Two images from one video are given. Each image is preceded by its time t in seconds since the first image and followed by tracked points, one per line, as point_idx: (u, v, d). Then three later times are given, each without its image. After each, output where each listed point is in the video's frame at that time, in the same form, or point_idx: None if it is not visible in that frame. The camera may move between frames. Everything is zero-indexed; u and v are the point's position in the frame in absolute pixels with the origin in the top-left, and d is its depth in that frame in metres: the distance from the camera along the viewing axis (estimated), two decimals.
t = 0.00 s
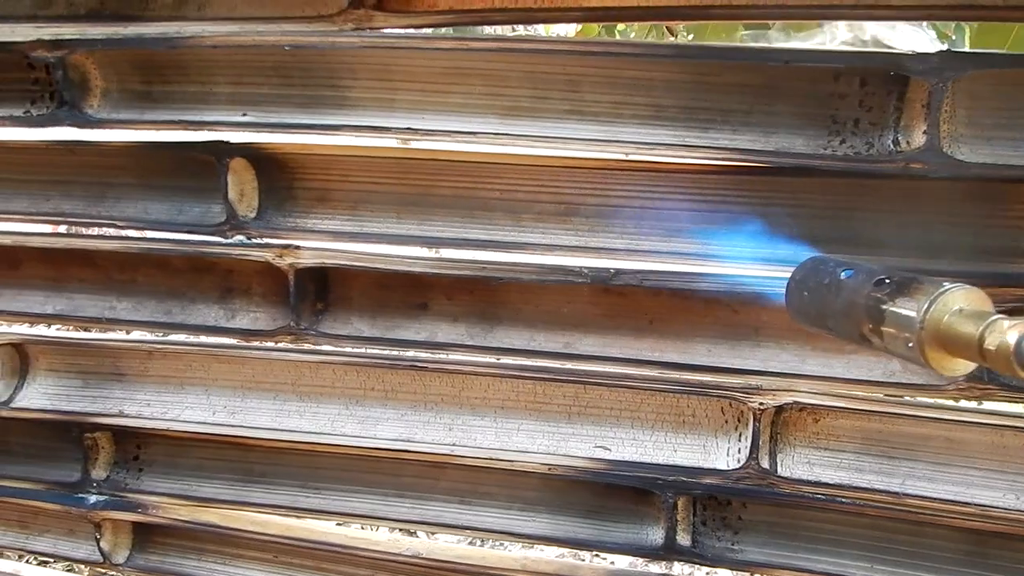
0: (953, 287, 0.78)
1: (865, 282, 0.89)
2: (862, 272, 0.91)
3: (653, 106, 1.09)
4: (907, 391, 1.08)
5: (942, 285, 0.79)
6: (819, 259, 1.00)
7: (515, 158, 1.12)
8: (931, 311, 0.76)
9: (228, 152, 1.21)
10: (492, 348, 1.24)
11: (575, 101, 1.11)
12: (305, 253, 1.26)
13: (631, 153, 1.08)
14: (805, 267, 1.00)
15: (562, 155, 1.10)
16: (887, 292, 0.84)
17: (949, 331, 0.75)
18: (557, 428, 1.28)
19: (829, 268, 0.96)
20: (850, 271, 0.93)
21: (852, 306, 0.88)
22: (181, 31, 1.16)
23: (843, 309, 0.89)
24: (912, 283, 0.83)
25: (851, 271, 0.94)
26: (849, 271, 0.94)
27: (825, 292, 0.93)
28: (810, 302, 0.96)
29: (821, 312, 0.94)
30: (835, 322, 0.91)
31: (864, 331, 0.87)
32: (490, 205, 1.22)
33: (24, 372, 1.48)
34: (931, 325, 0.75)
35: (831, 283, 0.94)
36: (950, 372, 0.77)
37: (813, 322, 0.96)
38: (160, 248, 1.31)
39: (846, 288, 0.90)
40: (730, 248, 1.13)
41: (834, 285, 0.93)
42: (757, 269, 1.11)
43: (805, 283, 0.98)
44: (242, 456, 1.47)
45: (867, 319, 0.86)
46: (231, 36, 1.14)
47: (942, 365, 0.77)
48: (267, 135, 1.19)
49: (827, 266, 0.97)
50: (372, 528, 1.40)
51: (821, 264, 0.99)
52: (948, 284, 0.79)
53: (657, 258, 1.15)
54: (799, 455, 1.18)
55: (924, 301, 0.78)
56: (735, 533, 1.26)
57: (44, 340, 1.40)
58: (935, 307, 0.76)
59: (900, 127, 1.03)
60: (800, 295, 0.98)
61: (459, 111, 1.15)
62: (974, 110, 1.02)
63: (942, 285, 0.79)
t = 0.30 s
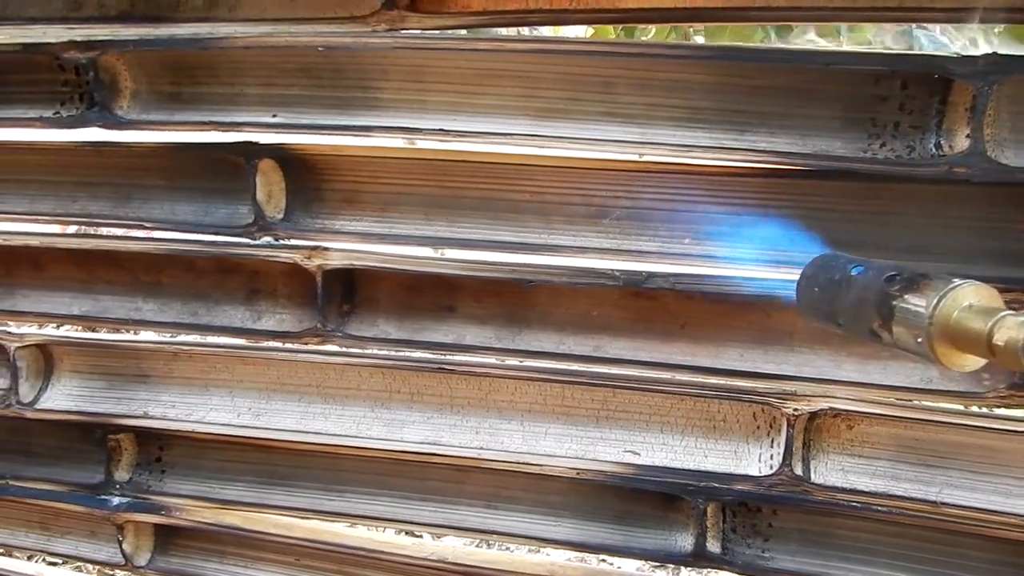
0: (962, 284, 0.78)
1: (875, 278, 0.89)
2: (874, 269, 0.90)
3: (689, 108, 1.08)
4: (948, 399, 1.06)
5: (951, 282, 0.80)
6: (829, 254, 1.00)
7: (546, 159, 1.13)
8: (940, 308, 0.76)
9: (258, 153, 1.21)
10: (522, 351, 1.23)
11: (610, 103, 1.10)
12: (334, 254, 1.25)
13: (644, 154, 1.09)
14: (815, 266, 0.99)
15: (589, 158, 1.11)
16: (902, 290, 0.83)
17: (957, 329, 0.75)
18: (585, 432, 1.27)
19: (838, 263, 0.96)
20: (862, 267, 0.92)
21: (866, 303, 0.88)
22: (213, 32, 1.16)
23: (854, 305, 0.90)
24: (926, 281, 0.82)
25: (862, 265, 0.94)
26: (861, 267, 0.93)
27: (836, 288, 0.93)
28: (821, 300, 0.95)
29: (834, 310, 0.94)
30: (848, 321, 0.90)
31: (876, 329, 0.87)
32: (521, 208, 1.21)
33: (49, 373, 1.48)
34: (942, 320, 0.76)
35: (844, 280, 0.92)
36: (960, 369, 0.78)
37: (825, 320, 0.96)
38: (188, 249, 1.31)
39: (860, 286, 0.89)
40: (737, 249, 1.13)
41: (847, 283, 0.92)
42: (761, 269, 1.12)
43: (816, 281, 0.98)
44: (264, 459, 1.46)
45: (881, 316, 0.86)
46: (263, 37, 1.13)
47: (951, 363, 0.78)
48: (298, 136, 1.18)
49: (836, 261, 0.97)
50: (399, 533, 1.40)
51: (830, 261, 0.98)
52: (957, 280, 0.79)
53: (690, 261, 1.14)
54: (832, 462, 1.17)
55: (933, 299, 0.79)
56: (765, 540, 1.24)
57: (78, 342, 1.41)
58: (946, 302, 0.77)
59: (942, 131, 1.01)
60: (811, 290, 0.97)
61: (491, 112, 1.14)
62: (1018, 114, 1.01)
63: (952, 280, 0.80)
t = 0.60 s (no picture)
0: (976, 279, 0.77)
1: (889, 273, 0.87)
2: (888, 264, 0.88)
3: (737, 104, 1.05)
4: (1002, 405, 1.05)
5: (965, 277, 0.78)
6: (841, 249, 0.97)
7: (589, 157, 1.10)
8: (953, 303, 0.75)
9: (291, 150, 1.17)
10: (568, 354, 1.20)
11: (656, 100, 1.07)
12: (368, 253, 1.22)
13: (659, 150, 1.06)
14: (825, 259, 0.96)
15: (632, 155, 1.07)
16: (918, 285, 0.81)
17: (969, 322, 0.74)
18: (623, 436, 1.24)
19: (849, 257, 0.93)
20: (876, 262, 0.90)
21: (880, 299, 0.85)
22: (248, 27, 1.13)
23: (866, 300, 0.87)
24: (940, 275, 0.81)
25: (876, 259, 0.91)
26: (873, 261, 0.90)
27: (847, 284, 0.91)
28: (831, 294, 0.93)
29: (845, 305, 0.91)
30: (861, 317, 0.88)
31: (890, 324, 0.85)
32: (560, 206, 1.19)
33: (74, 373, 1.46)
34: (955, 315, 0.75)
35: (857, 274, 0.90)
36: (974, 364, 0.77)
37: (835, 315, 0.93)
38: (217, 248, 1.28)
39: (874, 280, 0.87)
40: (747, 248, 1.12)
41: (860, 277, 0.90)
42: (770, 267, 1.10)
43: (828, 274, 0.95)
44: (290, 461, 1.43)
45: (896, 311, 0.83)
46: (302, 30, 1.10)
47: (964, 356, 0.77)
48: (335, 133, 1.15)
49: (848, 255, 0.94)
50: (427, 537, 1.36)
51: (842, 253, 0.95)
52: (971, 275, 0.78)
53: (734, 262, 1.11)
54: (880, 469, 1.14)
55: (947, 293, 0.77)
56: (808, 548, 1.21)
57: (98, 342, 1.38)
58: (959, 297, 0.76)
59: (1005, 130, 0.98)
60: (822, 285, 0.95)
61: (530, 109, 1.11)
62: None
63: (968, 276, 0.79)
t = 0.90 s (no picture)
0: (976, 274, 0.77)
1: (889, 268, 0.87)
2: (886, 258, 0.88)
3: (813, 96, 1.03)
4: None
5: (963, 270, 0.78)
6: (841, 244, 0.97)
7: (653, 150, 1.07)
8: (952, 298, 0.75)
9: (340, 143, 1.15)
10: (628, 353, 1.17)
11: (724, 91, 1.05)
12: (421, 249, 1.19)
13: (681, 140, 1.06)
14: (825, 254, 0.97)
15: (704, 148, 1.06)
16: (915, 280, 0.81)
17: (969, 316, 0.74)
18: (680, 438, 1.21)
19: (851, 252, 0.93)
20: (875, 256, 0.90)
21: (879, 295, 0.86)
22: (304, 16, 1.10)
23: (867, 295, 0.87)
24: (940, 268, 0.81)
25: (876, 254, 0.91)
26: (872, 256, 0.90)
27: (849, 279, 0.91)
28: (833, 290, 0.93)
29: (846, 300, 0.91)
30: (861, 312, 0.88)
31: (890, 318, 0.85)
32: (618, 201, 1.16)
33: (114, 370, 1.43)
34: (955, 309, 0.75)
35: (856, 270, 0.90)
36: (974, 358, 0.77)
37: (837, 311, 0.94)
38: (266, 244, 1.25)
39: (873, 276, 0.87)
40: (750, 240, 1.11)
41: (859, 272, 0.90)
42: (775, 260, 1.09)
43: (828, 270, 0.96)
44: (334, 460, 1.40)
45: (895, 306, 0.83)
46: (357, 20, 1.08)
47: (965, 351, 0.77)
48: (390, 126, 1.13)
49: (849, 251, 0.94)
50: (477, 539, 1.33)
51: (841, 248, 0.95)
52: (970, 269, 0.78)
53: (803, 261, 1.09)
54: (951, 475, 1.10)
55: (943, 287, 0.77)
56: (871, 555, 1.18)
57: (139, 339, 1.35)
58: (959, 291, 0.76)
59: None
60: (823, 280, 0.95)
61: (599, 101, 1.10)
62: None
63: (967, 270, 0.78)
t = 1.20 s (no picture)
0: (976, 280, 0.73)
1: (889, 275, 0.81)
2: (889, 265, 0.83)
3: (894, 89, 1.00)
4: None
5: (966, 278, 0.74)
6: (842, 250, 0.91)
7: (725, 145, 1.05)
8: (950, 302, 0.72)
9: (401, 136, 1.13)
10: (688, 353, 1.14)
11: (801, 83, 1.02)
12: (479, 245, 1.16)
13: (713, 131, 1.04)
14: (825, 259, 0.90)
15: (782, 142, 1.02)
16: (919, 286, 0.76)
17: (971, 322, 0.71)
18: (745, 441, 1.17)
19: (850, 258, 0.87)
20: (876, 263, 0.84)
21: (879, 301, 0.80)
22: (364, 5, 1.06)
23: (866, 303, 0.82)
24: (945, 275, 0.76)
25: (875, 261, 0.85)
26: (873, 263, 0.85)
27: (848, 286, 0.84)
28: (831, 296, 0.87)
29: (845, 308, 0.85)
30: (860, 321, 0.82)
31: (890, 327, 0.79)
32: (684, 197, 1.12)
33: (158, 368, 1.41)
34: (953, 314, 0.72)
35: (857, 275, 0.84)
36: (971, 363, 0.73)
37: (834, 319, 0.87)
38: (318, 239, 1.22)
39: (875, 282, 0.81)
40: (766, 233, 1.09)
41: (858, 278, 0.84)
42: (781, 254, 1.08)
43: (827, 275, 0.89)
44: (381, 460, 1.37)
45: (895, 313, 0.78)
46: (420, 10, 1.04)
47: (964, 357, 0.73)
48: (450, 118, 1.10)
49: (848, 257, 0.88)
50: (530, 542, 1.29)
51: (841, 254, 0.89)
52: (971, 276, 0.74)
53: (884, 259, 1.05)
54: None
55: (947, 294, 0.73)
56: (944, 564, 1.14)
57: (186, 336, 1.33)
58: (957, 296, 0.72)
59: None
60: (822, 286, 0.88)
61: (668, 94, 1.06)
62: None
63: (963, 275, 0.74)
